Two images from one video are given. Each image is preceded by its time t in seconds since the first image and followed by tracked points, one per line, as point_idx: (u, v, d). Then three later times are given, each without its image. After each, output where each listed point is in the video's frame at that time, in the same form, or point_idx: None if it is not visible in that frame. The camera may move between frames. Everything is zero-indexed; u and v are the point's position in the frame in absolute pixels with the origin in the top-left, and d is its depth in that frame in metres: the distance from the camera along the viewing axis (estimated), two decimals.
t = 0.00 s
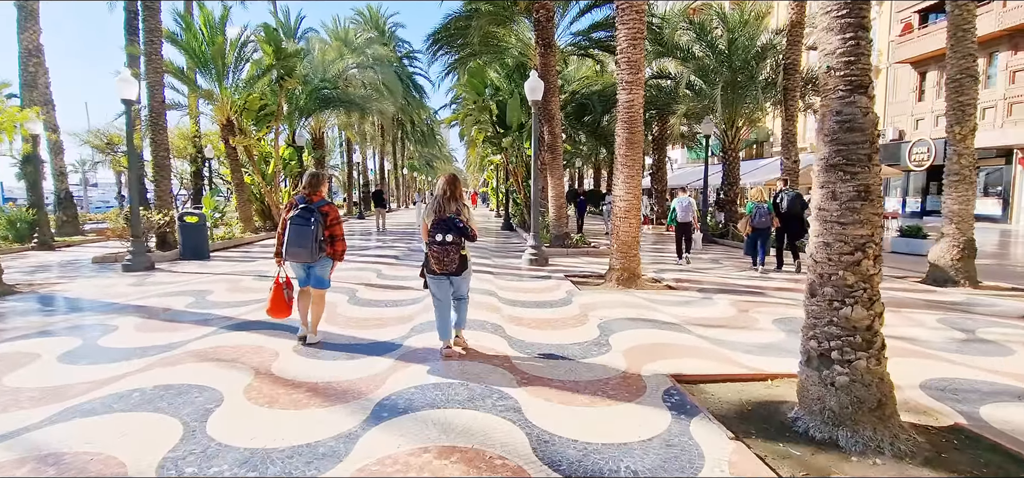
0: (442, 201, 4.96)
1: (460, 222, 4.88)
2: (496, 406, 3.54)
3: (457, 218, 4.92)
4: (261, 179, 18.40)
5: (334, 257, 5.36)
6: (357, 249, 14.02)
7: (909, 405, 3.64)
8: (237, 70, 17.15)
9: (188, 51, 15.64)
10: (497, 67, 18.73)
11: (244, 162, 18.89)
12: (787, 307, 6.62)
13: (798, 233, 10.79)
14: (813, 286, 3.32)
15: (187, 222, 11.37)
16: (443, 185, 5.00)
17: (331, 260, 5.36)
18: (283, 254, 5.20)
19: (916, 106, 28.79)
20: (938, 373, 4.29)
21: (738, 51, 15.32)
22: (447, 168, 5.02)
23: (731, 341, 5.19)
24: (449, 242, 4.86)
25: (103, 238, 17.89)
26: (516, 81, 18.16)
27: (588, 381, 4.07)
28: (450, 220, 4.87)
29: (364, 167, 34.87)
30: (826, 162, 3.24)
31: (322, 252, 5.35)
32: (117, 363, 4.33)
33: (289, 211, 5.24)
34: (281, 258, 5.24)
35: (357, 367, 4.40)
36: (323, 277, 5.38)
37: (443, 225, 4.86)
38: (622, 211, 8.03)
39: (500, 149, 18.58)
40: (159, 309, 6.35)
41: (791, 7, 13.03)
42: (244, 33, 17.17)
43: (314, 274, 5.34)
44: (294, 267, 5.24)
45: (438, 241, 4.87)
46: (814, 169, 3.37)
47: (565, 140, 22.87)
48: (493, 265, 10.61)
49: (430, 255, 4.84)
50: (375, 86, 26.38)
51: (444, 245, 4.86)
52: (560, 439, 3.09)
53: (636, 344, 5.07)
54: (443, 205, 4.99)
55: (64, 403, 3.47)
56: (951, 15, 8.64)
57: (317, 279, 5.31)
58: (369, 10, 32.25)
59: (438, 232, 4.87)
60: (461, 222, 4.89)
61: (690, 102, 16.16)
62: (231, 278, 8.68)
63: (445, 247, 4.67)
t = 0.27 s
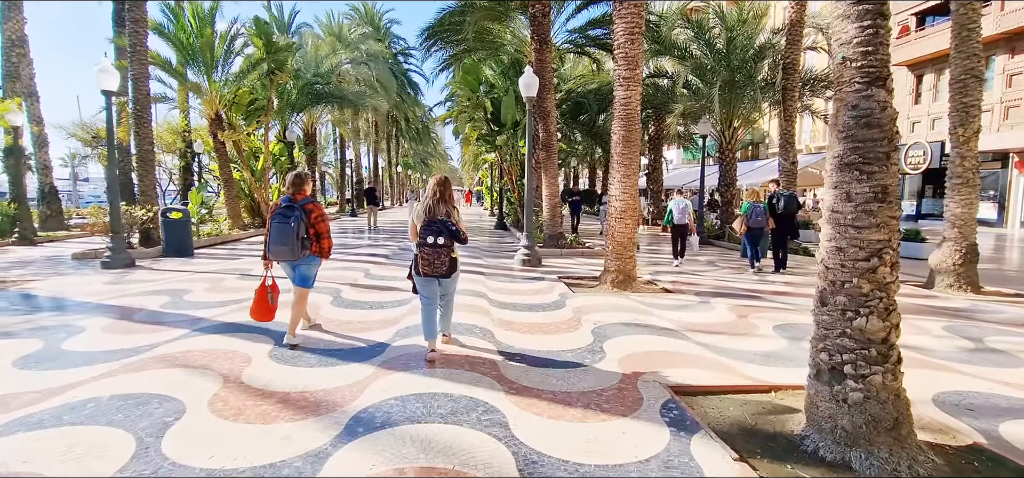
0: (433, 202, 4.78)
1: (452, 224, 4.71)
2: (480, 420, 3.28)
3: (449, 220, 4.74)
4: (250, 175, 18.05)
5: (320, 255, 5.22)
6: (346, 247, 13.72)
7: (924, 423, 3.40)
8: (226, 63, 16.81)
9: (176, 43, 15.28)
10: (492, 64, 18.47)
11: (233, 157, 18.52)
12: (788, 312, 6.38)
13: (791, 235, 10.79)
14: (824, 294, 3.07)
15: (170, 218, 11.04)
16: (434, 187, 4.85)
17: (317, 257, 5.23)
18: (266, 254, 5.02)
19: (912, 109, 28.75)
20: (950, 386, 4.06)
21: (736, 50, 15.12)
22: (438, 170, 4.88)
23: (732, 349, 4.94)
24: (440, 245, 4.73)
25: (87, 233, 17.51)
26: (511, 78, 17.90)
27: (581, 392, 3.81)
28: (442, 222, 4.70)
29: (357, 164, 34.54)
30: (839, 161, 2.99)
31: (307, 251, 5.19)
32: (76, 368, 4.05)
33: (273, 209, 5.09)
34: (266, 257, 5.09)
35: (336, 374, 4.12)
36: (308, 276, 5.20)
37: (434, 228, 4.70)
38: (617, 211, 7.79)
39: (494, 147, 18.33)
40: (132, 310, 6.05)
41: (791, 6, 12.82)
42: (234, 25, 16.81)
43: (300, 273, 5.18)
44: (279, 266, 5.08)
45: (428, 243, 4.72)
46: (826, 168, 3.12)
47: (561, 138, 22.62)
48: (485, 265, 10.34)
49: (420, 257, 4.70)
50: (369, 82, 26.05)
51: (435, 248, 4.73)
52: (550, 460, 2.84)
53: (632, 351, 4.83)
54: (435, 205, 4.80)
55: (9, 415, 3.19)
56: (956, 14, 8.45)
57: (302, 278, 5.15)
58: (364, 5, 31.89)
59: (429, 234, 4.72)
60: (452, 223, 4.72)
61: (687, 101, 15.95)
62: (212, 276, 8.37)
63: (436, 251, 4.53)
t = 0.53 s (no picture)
0: (426, 194, 4.89)
1: (445, 216, 4.81)
2: (462, 436, 3.02)
3: (442, 211, 4.85)
4: (242, 169, 17.74)
5: (308, 242, 5.21)
6: (338, 243, 13.44)
7: (942, 444, 3.15)
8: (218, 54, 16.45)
9: (166, 32, 14.91)
10: (490, 59, 18.24)
11: (224, 150, 18.18)
12: (790, 318, 6.15)
13: (788, 238, 10.55)
14: (837, 304, 2.83)
15: (155, 212, 10.74)
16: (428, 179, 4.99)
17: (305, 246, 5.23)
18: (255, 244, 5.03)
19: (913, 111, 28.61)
20: (964, 402, 3.82)
21: (737, 48, 14.85)
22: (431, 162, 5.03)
23: (733, 358, 4.70)
24: (432, 236, 4.80)
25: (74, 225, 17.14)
26: (509, 74, 17.62)
27: (572, 404, 3.55)
28: (434, 213, 4.79)
29: (353, 159, 34.19)
30: (857, 159, 2.74)
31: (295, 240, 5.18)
32: (30, 371, 3.78)
33: (261, 198, 5.10)
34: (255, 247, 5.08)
35: (312, 379, 3.86)
36: (300, 265, 5.25)
37: (427, 218, 4.78)
38: (615, 210, 7.53)
39: (491, 143, 18.05)
40: (103, 307, 5.77)
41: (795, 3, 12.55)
42: (226, 14, 16.45)
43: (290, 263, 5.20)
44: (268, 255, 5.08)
45: (421, 234, 4.78)
46: (842, 166, 2.87)
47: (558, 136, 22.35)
48: (478, 264, 10.08)
49: (412, 248, 4.75)
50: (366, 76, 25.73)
51: (428, 239, 4.79)
52: None
53: (627, 358, 4.59)
54: (427, 198, 4.91)
55: None
56: (966, 13, 8.20)
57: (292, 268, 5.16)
58: None
59: (421, 225, 4.79)
60: (445, 215, 4.82)
61: (688, 99, 15.67)
62: (195, 272, 8.08)
63: (429, 240, 4.59)
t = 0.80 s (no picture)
0: (417, 189, 4.79)
1: (434, 211, 4.70)
2: (452, 450, 2.80)
3: (431, 206, 4.74)
4: (234, 164, 17.44)
5: (303, 241, 5.14)
6: (331, 239, 13.21)
7: (966, 453, 2.94)
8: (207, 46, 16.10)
9: (152, 24, 14.57)
10: (486, 50, 17.95)
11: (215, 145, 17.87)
12: (795, 315, 5.95)
13: (786, 230, 10.37)
14: (857, 305, 2.61)
15: (142, 209, 10.48)
16: (418, 175, 4.91)
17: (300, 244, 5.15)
18: (250, 239, 4.91)
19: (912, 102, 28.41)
20: (985, 405, 3.60)
21: (737, 38, 14.57)
22: (421, 159, 4.96)
23: (738, 358, 4.49)
24: (421, 231, 4.69)
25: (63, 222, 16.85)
26: (505, 66, 17.35)
27: (571, 412, 3.33)
28: (423, 208, 4.68)
29: (349, 153, 33.86)
30: (880, 147, 2.50)
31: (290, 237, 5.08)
32: None
33: (256, 193, 4.97)
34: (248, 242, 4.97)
35: (294, 386, 3.63)
36: (294, 262, 5.19)
37: (415, 213, 4.68)
38: (614, 204, 7.30)
39: (487, 136, 17.79)
40: (81, 309, 5.53)
41: None
42: (215, 5, 16.11)
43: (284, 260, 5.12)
44: (260, 251, 4.96)
45: (409, 229, 4.68)
46: (863, 155, 2.62)
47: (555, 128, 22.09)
48: (474, 259, 9.86)
49: (402, 243, 4.66)
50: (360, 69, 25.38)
51: (416, 234, 4.69)
52: None
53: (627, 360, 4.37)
54: (418, 193, 4.83)
55: None
56: None
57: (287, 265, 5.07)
58: None
59: (410, 220, 4.69)
60: (435, 210, 4.71)
61: (686, 90, 15.42)
62: (180, 270, 7.84)
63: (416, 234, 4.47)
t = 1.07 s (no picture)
0: (407, 188, 4.87)
1: (424, 208, 4.77)
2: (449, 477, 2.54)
3: (421, 204, 4.81)
4: (227, 164, 17.12)
5: (306, 245, 5.36)
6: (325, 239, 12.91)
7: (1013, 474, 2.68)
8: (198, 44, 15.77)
9: (141, 22, 14.24)
10: (482, 46, 17.67)
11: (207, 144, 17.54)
12: (807, 317, 5.70)
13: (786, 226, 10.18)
14: (897, 314, 2.35)
15: (130, 211, 10.19)
16: (409, 174, 4.95)
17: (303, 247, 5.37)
18: (253, 242, 5.14)
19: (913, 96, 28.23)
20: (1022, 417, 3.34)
21: (738, 31, 14.30)
22: (411, 157, 4.98)
23: (752, 365, 4.23)
24: (411, 228, 4.78)
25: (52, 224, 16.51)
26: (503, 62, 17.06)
27: (579, 430, 3.06)
28: (413, 206, 4.77)
29: (345, 152, 33.53)
30: (924, 138, 2.23)
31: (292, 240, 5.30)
32: None
33: (258, 197, 5.15)
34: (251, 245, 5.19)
35: (278, 403, 3.36)
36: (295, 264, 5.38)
37: (405, 211, 4.77)
38: (617, 203, 7.04)
39: (485, 133, 17.52)
40: (57, 318, 5.24)
41: None
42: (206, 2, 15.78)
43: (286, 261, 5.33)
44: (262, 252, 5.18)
45: (400, 227, 4.78)
46: (902, 147, 2.36)
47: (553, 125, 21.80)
48: (472, 260, 9.59)
49: (393, 241, 4.80)
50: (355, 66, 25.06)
51: (407, 232, 4.79)
52: None
53: (635, 369, 4.11)
54: (408, 191, 4.90)
55: None
56: None
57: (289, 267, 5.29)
58: None
59: (400, 218, 4.79)
60: (424, 208, 4.79)
61: (688, 85, 15.12)
62: (167, 275, 7.54)
63: (406, 233, 4.60)
